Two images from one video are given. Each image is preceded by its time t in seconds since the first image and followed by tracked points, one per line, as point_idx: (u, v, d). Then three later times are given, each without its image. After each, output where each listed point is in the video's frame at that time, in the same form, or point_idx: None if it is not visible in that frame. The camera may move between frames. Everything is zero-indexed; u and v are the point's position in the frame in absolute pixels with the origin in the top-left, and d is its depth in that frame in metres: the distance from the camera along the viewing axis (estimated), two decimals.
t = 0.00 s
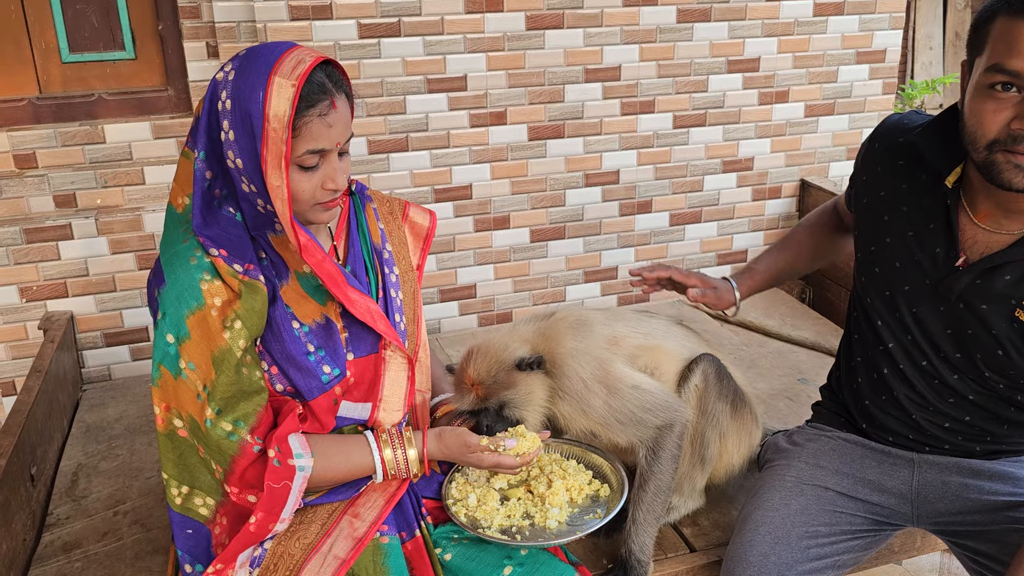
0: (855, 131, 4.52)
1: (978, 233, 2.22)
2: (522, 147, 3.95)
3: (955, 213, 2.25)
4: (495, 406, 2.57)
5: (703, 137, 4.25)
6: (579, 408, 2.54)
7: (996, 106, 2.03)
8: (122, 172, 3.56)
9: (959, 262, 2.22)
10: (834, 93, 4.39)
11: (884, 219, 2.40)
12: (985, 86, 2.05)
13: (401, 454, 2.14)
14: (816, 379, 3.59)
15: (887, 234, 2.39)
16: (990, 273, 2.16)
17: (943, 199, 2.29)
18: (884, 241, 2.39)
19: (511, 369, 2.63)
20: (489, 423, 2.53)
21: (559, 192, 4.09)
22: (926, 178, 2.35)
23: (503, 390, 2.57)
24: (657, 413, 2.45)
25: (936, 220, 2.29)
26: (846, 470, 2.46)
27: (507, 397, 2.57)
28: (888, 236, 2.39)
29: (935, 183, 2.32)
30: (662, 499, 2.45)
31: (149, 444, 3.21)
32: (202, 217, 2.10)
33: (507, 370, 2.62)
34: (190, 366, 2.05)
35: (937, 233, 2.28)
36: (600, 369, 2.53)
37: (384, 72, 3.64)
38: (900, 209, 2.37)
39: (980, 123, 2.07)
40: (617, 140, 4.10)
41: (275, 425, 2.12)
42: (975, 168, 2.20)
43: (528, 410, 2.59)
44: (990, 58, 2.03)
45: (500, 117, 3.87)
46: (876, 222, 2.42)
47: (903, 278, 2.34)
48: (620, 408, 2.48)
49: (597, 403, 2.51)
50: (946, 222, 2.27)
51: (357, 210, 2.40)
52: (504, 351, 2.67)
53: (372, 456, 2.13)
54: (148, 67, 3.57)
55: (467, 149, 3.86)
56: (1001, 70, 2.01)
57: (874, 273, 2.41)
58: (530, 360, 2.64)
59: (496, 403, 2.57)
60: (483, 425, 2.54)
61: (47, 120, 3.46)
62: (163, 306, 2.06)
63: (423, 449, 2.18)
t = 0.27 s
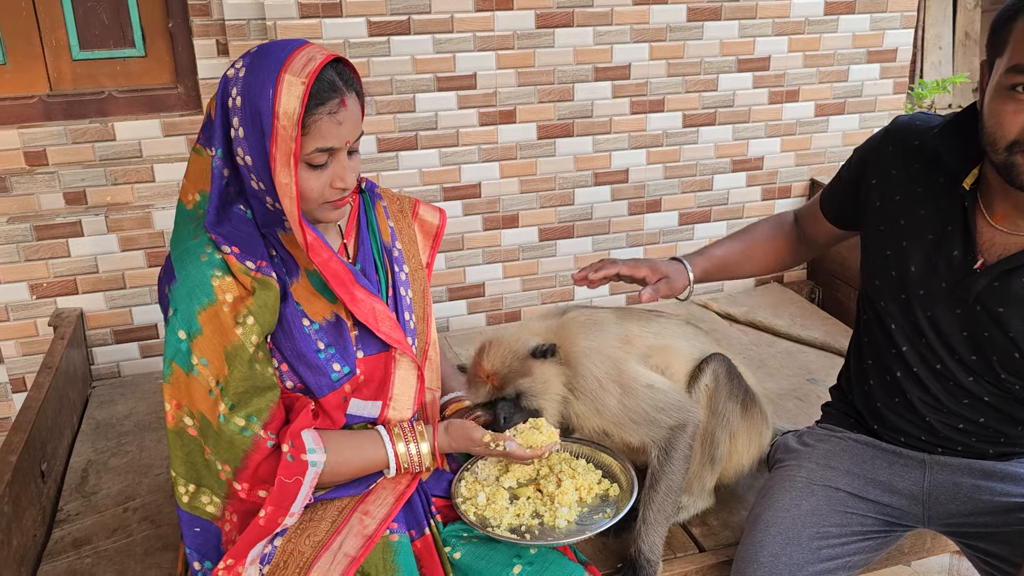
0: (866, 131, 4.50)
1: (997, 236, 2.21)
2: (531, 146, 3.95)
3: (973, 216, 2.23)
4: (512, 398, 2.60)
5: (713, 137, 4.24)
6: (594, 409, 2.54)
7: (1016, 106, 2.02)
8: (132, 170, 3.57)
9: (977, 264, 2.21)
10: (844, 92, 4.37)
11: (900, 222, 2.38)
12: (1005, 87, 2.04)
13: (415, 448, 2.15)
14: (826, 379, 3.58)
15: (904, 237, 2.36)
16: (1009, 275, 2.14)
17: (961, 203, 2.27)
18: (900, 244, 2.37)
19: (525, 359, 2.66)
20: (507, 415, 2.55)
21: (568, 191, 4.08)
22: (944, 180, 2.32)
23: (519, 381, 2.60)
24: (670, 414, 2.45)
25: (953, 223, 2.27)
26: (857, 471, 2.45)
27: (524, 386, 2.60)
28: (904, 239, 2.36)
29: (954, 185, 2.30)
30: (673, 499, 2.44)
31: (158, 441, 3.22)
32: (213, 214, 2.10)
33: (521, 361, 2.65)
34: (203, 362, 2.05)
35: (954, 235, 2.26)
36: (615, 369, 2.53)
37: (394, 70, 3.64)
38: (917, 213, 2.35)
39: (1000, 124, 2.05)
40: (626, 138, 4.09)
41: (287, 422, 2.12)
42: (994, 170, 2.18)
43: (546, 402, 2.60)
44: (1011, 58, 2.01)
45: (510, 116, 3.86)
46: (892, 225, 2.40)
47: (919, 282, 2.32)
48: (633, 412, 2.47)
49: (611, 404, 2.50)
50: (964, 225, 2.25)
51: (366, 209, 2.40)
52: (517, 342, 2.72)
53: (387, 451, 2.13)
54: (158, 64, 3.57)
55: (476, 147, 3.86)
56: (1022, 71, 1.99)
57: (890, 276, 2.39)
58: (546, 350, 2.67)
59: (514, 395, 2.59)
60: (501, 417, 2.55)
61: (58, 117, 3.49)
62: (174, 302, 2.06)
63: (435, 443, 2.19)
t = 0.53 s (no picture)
0: (874, 131, 4.48)
1: (1006, 241, 2.19)
2: (538, 146, 3.94)
3: (980, 221, 2.21)
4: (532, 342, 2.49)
5: (720, 137, 4.23)
6: (616, 382, 2.47)
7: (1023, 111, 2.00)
8: (140, 169, 3.57)
9: (985, 270, 2.19)
10: (852, 92, 4.36)
11: (906, 228, 2.36)
12: (1011, 91, 2.02)
13: (430, 438, 2.17)
14: (833, 380, 3.57)
15: (910, 244, 2.35)
16: (1018, 280, 2.12)
17: (968, 209, 2.25)
18: (907, 250, 2.35)
19: (553, 309, 2.52)
20: (522, 359, 2.49)
21: (575, 191, 4.08)
22: (949, 186, 2.30)
23: (543, 332, 2.47)
24: (684, 410, 2.43)
25: (960, 229, 2.25)
26: (864, 474, 2.44)
27: (547, 334, 2.48)
28: (910, 245, 2.35)
29: (961, 190, 2.28)
30: (682, 501, 2.44)
31: (165, 440, 3.22)
32: (220, 214, 2.10)
33: (550, 310, 2.51)
34: (214, 359, 2.05)
35: (961, 241, 2.24)
36: (644, 348, 2.47)
37: (401, 69, 3.64)
38: (923, 218, 2.33)
39: (1006, 128, 2.04)
40: (633, 138, 4.08)
41: (299, 417, 2.12)
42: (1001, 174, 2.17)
43: (559, 360, 2.52)
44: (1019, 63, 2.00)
45: (517, 115, 3.86)
46: (897, 232, 2.38)
47: (926, 288, 2.30)
48: (652, 394, 2.43)
49: (636, 379, 2.44)
50: (970, 230, 2.24)
51: (373, 207, 2.39)
52: (552, 288, 2.57)
53: (400, 441, 2.14)
54: (166, 63, 3.58)
55: (483, 147, 3.86)
56: None
57: (896, 283, 2.38)
58: (575, 303, 2.53)
59: (533, 341, 2.48)
60: (515, 359, 2.50)
61: (67, 116, 3.50)
62: (183, 301, 2.05)
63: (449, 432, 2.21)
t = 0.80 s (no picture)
0: (877, 130, 4.48)
1: (1004, 236, 2.19)
2: (540, 145, 3.93)
3: (981, 216, 2.21)
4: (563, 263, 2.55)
5: (722, 136, 4.22)
6: (638, 349, 2.43)
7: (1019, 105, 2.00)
8: (141, 168, 3.57)
9: (984, 265, 2.19)
10: (855, 92, 4.35)
11: (906, 223, 2.37)
12: (1010, 84, 2.02)
13: (431, 446, 2.16)
14: (835, 380, 3.56)
15: (910, 238, 2.36)
16: (1018, 277, 2.12)
17: (969, 204, 2.25)
18: (908, 245, 2.36)
19: (598, 246, 2.59)
20: (548, 276, 2.55)
21: (577, 190, 4.07)
22: (950, 179, 2.31)
23: (579, 254, 2.53)
24: (690, 403, 2.38)
25: (960, 223, 2.25)
26: (865, 474, 2.44)
27: (580, 261, 2.52)
28: (911, 240, 2.36)
29: (965, 185, 2.27)
30: (683, 500, 2.40)
31: (166, 439, 3.21)
32: (224, 213, 2.10)
33: (594, 244, 2.58)
34: (215, 359, 2.05)
35: (961, 236, 2.24)
36: (666, 333, 2.43)
37: (403, 68, 3.63)
38: (923, 213, 2.34)
39: (1003, 122, 2.04)
40: (635, 138, 4.08)
41: (301, 418, 2.12)
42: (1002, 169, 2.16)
43: (582, 294, 2.50)
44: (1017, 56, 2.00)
45: (518, 114, 3.85)
46: (899, 226, 2.39)
47: (927, 282, 2.31)
48: (663, 376, 2.39)
49: (656, 350, 2.40)
50: (971, 224, 2.23)
51: (376, 206, 2.39)
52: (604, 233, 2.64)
53: (402, 448, 2.13)
54: (168, 62, 3.57)
55: (485, 146, 3.85)
56: None
57: (897, 278, 2.39)
58: (622, 250, 2.57)
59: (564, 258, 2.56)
60: (543, 276, 2.56)
61: (69, 115, 3.50)
62: (185, 301, 2.05)
63: (451, 440, 2.19)
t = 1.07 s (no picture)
0: (870, 130, 4.48)
1: (997, 230, 2.19)
2: (533, 144, 3.93)
3: (974, 209, 2.22)
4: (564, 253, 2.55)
5: (715, 135, 4.22)
6: (638, 345, 2.40)
7: (998, 90, 2.02)
8: (132, 168, 3.55)
9: (978, 258, 2.20)
10: (848, 91, 4.36)
11: (901, 216, 2.38)
12: (991, 71, 2.04)
13: (419, 453, 2.14)
14: (829, 379, 3.56)
15: (905, 232, 2.36)
16: (1011, 271, 2.12)
17: (963, 196, 2.26)
18: (902, 239, 2.37)
19: (601, 239, 2.56)
20: (546, 266, 2.54)
21: (570, 189, 4.07)
22: (945, 174, 2.32)
23: (579, 245, 2.53)
24: (687, 403, 2.36)
25: (955, 217, 2.26)
26: (859, 473, 2.44)
27: (580, 253, 2.52)
28: (906, 233, 2.36)
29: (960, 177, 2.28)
30: (677, 500, 2.39)
31: (158, 440, 3.19)
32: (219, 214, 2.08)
33: (596, 237, 2.56)
34: (205, 361, 2.04)
35: (955, 230, 2.25)
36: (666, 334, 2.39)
37: (395, 67, 3.62)
38: (917, 206, 2.35)
39: (983, 108, 2.06)
40: (628, 137, 4.07)
41: (291, 421, 2.09)
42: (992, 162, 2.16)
43: (581, 287, 2.48)
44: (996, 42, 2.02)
45: (511, 114, 3.84)
46: (894, 220, 2.40)
47: (921, 276, 2.31)
48: (661, 373, 2.37)
49: (656, 346, 2.38)
50: (966, 219, 2.24)
51: (369, 206, 2.38)
52: (610, 227, 2.61)
53: (390, 454, 2.12)
54: (159, 61, 3.56)
55: (478, 145, 3.84)
56: (1003, 54, 1.99)
57: (892, 273, 2.39)
58: (624, 245, 2.54)
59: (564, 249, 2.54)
60: (542, 266, 2.55)
61: (59, 115, 3.48)
62: (176, 301, 2.05)
63: (441, 448, 2.16)
